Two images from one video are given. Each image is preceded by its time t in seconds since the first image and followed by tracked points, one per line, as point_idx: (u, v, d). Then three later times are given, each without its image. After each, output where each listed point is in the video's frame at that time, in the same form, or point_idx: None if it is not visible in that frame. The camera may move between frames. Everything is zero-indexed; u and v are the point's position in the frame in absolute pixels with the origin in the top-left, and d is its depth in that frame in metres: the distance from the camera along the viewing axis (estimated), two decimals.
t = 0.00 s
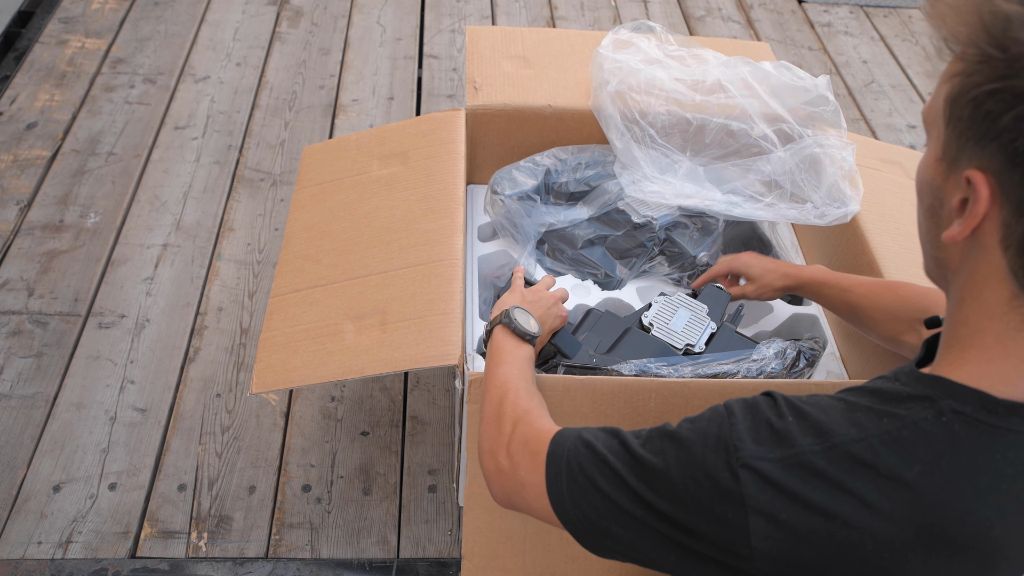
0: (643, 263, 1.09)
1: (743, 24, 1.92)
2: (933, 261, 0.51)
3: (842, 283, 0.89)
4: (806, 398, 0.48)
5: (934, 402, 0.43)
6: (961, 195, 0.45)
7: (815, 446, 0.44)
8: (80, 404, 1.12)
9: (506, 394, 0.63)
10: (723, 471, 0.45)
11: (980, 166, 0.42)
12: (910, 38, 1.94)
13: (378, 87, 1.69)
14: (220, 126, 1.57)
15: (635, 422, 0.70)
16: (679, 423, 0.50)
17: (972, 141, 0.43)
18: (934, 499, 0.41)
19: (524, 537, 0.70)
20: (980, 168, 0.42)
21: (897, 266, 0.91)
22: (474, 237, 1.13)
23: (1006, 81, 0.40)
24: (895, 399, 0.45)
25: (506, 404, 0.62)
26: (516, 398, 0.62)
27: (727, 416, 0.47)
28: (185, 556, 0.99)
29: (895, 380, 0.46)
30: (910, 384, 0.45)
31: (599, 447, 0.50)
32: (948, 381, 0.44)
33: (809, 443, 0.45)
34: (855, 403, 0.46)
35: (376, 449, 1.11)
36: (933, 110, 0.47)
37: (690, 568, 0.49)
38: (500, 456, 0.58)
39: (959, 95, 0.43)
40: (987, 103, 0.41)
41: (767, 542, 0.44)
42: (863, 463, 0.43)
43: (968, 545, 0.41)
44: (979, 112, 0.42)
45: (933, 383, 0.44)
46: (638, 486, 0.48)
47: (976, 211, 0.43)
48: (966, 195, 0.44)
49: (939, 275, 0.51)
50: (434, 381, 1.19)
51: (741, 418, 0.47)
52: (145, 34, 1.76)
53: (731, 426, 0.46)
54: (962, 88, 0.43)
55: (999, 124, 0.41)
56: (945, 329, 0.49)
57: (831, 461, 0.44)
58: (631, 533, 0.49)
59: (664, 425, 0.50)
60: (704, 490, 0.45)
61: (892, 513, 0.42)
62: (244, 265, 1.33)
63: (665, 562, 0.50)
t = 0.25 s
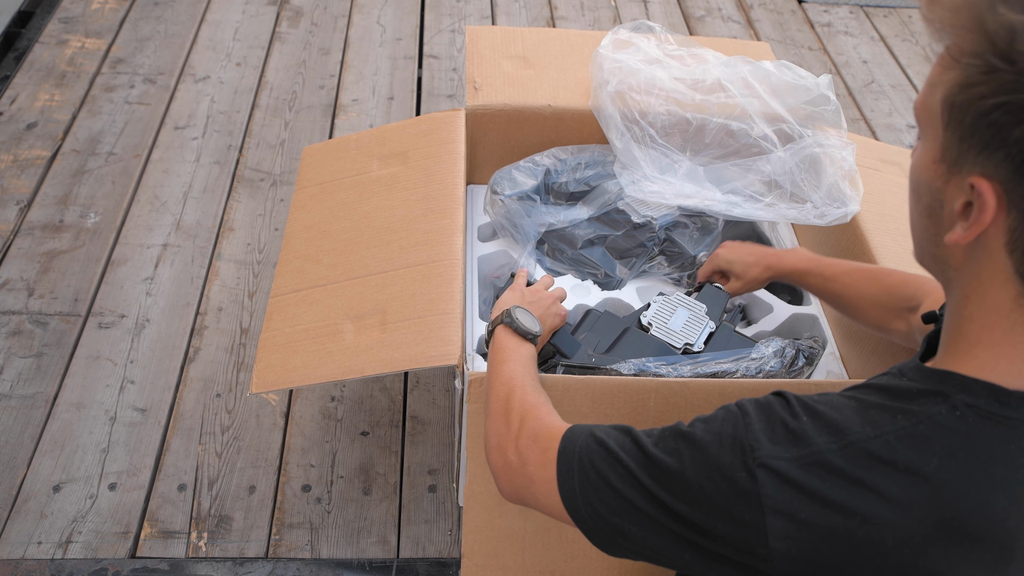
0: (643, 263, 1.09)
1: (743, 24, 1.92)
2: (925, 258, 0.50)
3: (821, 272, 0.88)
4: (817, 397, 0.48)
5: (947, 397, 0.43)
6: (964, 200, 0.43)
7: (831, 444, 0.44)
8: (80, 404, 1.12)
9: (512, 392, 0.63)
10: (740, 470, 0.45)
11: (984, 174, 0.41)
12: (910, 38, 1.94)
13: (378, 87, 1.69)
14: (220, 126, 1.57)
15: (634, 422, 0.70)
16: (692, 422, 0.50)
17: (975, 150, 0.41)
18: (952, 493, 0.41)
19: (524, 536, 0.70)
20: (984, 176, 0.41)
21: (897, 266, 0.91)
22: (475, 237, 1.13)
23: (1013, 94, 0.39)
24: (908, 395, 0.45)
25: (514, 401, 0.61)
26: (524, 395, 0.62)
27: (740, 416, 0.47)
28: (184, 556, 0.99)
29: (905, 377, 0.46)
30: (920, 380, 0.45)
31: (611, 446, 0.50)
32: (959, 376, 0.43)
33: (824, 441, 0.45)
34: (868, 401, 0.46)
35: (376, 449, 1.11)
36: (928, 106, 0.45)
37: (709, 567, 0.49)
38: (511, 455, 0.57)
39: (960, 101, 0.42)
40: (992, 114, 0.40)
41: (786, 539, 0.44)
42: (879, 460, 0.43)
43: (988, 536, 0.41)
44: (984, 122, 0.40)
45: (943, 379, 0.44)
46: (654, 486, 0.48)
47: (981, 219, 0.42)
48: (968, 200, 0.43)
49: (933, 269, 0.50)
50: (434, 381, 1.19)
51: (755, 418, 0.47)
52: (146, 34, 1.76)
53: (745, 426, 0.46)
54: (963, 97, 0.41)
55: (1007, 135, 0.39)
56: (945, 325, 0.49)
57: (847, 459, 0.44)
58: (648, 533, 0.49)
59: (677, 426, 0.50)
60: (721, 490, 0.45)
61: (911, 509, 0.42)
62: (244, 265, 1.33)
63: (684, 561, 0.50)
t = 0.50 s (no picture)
0: (643, 263, 1.09)
1: (743, 24, 1.92)
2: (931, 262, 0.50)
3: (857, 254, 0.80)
4: (820, 398, 0.48)
5: (949, 403, 0.42)
6: (964, 203, 0.43)
7: (830, 444, 0.44)
8: (80, 404, 1.12)
9: (527, 372, 0.61)
10: (738, 467, 0.45)
11: (982, 175, 0.41)
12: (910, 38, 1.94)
13: (378, 87, 1.69)
14: (220, 126, 1.57)
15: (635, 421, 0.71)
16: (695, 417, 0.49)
17: (971, 152, 0.41)
18: (948, 500, 0.40)
19: (524, 536, 0.70)
20: (982, 177, 0.41)
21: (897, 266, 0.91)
22: (474, 237, 1.13)
23: (1005, 93, 0.39)
24: (911, 400, 0.44)
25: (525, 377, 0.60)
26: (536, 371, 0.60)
27: (743, 412, 0.47)
28: (184, 556, 0.99)
29: (910, 381, 0.46)
30: (924, 385, 0.44)
31: (613, 436, 0.50)
32: (961, 383, 0.43)
33: (823, 441, 0.44)
34: (871, 404, 0.45)
35: (376, 449, 1.11)
36: (927, 113, 0.46)
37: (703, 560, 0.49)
38: (521, 432, 0.57)
39: (954, 104, 0.42)
40: (986, 114, 0.40)
41: (779, 537, 0.44)
42: (877, 462, 0.43)
43: (982, 546, 0.40)
44: (979, 123, 0.40)
45: (947, 385, 0.43)
46: (652, 479, 0.48)
47: (982, 220, 0.42)
48: (968, 202, 0.43)
49: (941, 280, 0.49)
50: (434, 381, 1.19)
51: (757, 415, 0.46)
52: (146, 34, 1.76)
53: (747, 422, 0.46)
54: (956, 99, 0.41)
55: (1001, 135, 0.39)
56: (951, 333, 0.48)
57: (846, 460, 0.43)
58: (644, 525, 0.49)
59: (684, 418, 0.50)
60: (718, 486, 0.45)
61: (905, 512, 0.41)
62: (244, 265, 1.33)
63: (678, 554, 0.50)
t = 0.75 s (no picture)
0: (643, 263, 1.09)
1: (743, 24, 1.92)
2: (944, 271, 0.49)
3: (877, 236, 0.78)
4: (827, 407, 0.47)
5: (959, 418, 0.42)
6: (981, 214, 0.42)
7: (838, 458, 0.44)
8: (80, 404, 1.12)
9: (564, 359, 0.57)
10: (742, 484, 0.44)
11: (1000, 185, 0.40)
12: (910, 38, 1.94)
13: (378, 87, 1.69)
14: (220, 126, 1.57)
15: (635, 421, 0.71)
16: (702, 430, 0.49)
17: (989, 163, 0.40)
18: (957, 515, 0.41)
19: (524, 536, 0.70)
20: (1000, 188, 0.40)
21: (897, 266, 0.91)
22: (474, 237, 1.13)
23: None
24: (920, 412, 0.44)
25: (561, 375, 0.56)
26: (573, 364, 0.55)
27: (749, 426, 0.46)
28: (184, 556, 0.99)
29: (919, 392, 0.45)
30: (934, 397, 0.44)
31: (627, 450, 0.49)
32: (972, 395, 0.42)
33: (831, 456, 0.44)
34: (879, 415, 0.45)
35: (376, 449, 1.11)
36: (943, 122, 0.45)
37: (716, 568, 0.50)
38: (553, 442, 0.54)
39: (973, 113, 0.41)
40: (1004, 125, 0.39)
41: (787, 552, 0.44)
42: (886, 477, 0.42)
43: (990, 560, 0.41)
44: (999, 134, 0.39)
45: (958, 398, 0.43)
46: (661, 495, 0.47)
47: (999, 231, 0.41)
48: (986, 213, 0.41)
49: (955, 290, 0.49)
50: (434, 381, 1.19)
51: (762, 430, 0.46)
52: (145, 34, 1.76)
53: (751, 437, 0.45)
54: (973, 108, 0.40)
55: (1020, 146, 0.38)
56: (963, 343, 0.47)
57: (854, 475, 0.43)
58: (658, 537, 0.49)
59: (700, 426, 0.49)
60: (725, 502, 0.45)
61: (914, 529, 0.41)
62: (244, 265, 1.33)
63: (690, 562, 0.50)
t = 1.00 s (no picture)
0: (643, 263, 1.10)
1: (743, 24, 1.92)
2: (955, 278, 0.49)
3: (866, 272, 0.75)
4: (841, 410, 0.48)
5: (970, 423, 0.42)
6: (1000, 226, 0.42)
7: (845, 458, 0.44)
8: (80, 404, 1.12)
9: (614, 359, 0.64)
10: (750, 480, 0.46)
11: (1021, 201, 0.40)
12: (910, 38, 1.94)
13: (378, 87, 1.69)
14: (220, 126, 1.57)
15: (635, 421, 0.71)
16: (722, 431, 0.50)
17: (1011, 177, 0.40)
18: (963, 519, 0.41)
19: (524, 536, 0.70)
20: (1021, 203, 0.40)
21: (897, 266, 0.90)
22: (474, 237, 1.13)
23: None
24: (932, 416, 0.44)
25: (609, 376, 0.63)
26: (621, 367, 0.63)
27: (764, 425, 0.48)
28: (184, 556, 0.99)
29: (933, 397, 0.45)
30: (947, 402, 0.44)
31: (658, 447, 0.51)
32: (985, 401, 0.42)
33: (839, 456, 0.45)
34: (891, 418, 0.45)
35: (376, 449, 1.11)
36: (961, 131, 0.44)
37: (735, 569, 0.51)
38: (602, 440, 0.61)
39: (994, 127, 0.40)
40: None
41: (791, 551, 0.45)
42: (893, 479, 0.43)
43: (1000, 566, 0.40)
44: (1023, 149, 0.39)
45: (970, 403, 0.43)
46: (676, 489, 0.50)
47: (1018, 246, 0.41)
48: (1005, 226, 0.41)
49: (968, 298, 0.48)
50: (434, 381, 1.19)
51: (773, 429, 0.47)
52: (145, 34, 1.76)
53: (763, 435, 0.47)
54: (995, 121, 0.40)
55: None
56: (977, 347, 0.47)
57: (861, 475, 0.44)
58: (678, 532, 0.51)
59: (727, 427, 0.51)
60: (734, 498, 0.46)
61: (920, 532, 0.41)
62: (244, 265, 1.33)
63: (712, 560, 0.51)
